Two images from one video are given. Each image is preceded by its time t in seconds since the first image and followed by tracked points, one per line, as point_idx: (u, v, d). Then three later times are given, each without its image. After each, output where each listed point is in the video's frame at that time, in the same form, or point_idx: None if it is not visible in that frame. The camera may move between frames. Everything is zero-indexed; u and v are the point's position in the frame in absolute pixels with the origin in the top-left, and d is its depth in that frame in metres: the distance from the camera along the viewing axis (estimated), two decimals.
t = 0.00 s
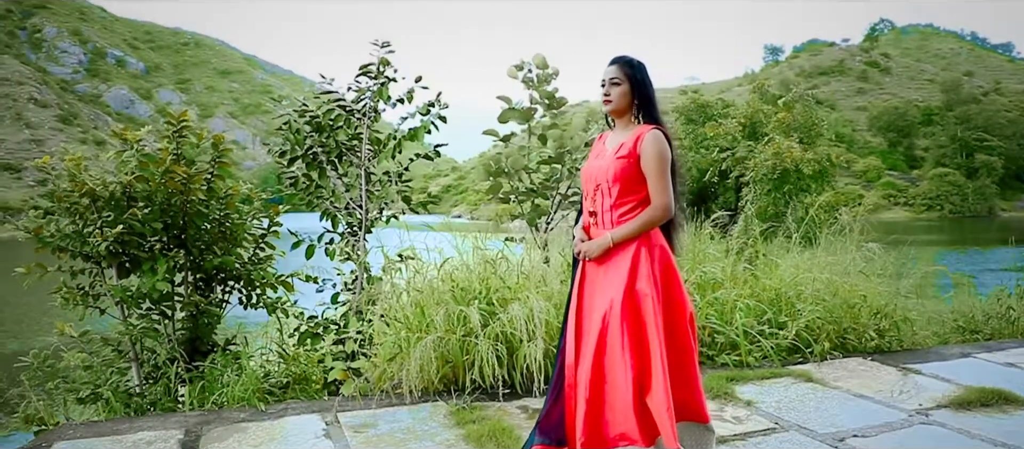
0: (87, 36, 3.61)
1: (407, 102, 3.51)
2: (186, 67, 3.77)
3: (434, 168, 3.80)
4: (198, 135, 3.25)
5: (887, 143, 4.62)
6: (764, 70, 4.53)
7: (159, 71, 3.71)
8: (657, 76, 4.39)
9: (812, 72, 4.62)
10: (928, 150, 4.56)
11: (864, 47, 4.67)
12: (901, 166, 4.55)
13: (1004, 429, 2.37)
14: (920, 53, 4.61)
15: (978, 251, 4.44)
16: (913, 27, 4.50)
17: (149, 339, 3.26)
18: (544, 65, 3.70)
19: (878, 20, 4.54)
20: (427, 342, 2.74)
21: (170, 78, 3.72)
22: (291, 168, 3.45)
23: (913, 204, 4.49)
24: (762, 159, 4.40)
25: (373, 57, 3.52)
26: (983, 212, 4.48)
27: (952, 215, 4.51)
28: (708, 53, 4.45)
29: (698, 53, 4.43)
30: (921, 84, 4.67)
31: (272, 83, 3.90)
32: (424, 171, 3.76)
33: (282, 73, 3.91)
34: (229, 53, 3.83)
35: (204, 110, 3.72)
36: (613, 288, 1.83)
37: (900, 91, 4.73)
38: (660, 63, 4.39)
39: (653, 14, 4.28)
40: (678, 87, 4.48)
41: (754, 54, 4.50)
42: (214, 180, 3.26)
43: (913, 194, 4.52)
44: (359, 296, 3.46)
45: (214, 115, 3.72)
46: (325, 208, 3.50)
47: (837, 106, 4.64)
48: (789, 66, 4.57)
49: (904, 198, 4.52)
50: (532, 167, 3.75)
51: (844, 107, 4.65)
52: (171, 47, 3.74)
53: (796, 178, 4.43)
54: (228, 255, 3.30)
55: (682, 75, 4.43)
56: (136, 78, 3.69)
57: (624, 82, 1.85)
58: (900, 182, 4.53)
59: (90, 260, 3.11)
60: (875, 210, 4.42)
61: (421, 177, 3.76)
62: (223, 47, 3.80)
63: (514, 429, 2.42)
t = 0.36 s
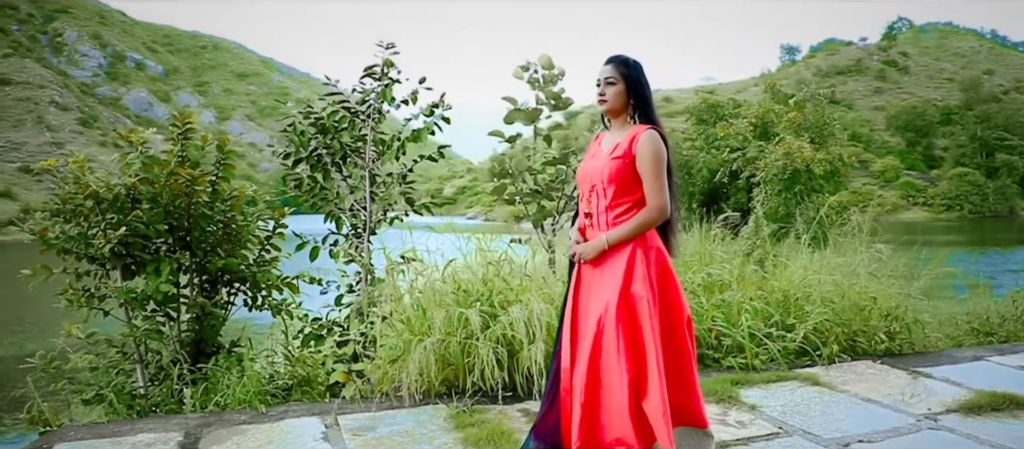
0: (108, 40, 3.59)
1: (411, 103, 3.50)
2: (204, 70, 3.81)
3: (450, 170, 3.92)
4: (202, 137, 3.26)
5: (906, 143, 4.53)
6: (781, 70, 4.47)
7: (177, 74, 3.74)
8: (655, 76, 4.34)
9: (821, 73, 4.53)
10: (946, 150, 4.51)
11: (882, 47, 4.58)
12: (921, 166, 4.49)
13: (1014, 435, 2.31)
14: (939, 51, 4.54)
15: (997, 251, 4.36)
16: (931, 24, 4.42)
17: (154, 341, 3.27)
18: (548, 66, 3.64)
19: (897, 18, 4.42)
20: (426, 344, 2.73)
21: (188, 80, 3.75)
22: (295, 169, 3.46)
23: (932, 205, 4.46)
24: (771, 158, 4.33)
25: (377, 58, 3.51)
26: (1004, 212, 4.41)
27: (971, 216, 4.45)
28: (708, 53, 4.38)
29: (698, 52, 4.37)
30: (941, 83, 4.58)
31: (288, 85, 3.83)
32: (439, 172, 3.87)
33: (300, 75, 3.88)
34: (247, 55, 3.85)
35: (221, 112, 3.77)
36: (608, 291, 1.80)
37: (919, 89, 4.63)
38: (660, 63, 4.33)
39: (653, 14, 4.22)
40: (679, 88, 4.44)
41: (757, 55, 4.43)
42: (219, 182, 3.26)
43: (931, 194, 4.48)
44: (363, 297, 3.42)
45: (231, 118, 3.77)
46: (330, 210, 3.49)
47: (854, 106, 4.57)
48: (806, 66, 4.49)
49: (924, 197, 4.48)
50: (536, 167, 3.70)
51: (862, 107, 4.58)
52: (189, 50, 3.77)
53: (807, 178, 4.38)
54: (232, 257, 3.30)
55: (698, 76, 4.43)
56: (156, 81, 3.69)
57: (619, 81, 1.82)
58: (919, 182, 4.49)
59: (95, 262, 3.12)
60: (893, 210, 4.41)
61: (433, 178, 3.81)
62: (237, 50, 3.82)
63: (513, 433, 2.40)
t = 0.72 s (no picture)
0: (129, 44, 3.59)
1: (417, 104, 3.49)
2: (223, 73, 3.80)
3: (468, 170, 4.02)
4: (208, 139, 3.26)
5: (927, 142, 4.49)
6: (799, 69, 4.41)
7: (197, 77, 3.74)
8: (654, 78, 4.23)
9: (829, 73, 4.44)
10: (967, 149, 4.45)
11: (903, 45, 4.50)
12: (941, 165, 4.44)
13: None
14: (959, 49, 4.48)
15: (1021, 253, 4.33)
16: (952, 23, 4.38)
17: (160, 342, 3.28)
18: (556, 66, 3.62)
19: (917, 17, 4.36)
20: (426, 347, 2.72)
21: (208, 84, 3.76)
22: (301, 171, 3.46)
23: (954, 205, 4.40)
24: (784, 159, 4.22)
25: (383, 59, 3.51)
26: None
27: (994, 216, 4.41)
28: (707, 53, 4.31)
29: (697, 52, 4.29)
30: (962, 82, 4.55)
31: (307, 88, 3.84)
32: (456, 174, 3.96)
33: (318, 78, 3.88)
34: (265, 59, 3.84)
35: (240, 115, 3.77)
36: (604, 293, 1.78)
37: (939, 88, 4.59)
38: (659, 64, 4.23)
39: (654, 14, 4.15)
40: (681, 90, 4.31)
41: (757, 56, 4.35)
42: (225, 183, 3.27)
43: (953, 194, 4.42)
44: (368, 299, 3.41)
45: (251, 120, 3.77)
46: (335, 212, 3.49)
47: (873, 105, 4.48)
48: (824, 66, 4.43)
49: (944, 198, 4.43)
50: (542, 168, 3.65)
51: (881, 107, 4.50)
52: (209, 53, 3.77)
53: (818, 178, 4.28)
54: (238, 258, 3.30)
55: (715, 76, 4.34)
56: (176, 84, 3.69)
57: (615, 80, 1.81)
58: (939, 182, 4.43)
59: (101, 264, 3.13)
60: (914, 211, 4.39)
61: (451, 179, 3.93)
62: (256, 52, 3.82)
63: (513, 437, 2.37)
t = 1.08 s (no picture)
0: (152, 46, 3.62)
1: (424, 104, 3.49)
2: (244, 75, 3.80)
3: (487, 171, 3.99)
4: (217, 140, 3.27)
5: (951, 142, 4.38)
6: (819, 70, 4.30)
7: (219, 79, 3.75)
8: (653, 76, 4.20)
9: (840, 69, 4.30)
10: (993, 149, 4.29)
11: (925, 44, 4.36)
12: (965, 165, 4.31)
13: None
14: (984, 48, 4.32)
15: None
16: (976, 21, 4.22)
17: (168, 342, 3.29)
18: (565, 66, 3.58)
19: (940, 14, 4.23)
20: (428, 348, 2.71)
21: (230, 85, 3.77)
22: (309, 172, 3.46)
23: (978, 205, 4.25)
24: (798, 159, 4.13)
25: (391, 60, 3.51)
26: None
27: (1019, 217, 4.28)
28: (708, 52, 4.24)
29: (697, 51, 4.22)
30: (986, 81, 4.38)
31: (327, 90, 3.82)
32: (475, 175, 3.99)
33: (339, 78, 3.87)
34: (286, 61, 3.82)
35: (261, 116, 3.80)
36: (600, 295, 1.75)
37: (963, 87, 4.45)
38: (660, 64, 4.20)
39: (653, 14, 4.13)
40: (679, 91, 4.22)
41: (757, 55, 4.24)
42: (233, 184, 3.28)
43: (977, 195, 4.31)
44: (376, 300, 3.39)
45: (271, 121, 3.80)
46: (342, 212, 3.48)
47: (896, 105, 4.37)
48: (845, 64, 4.30)
49: (969, 198, 4.32)
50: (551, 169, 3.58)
51: (904, 107, 4.38)
52: (232, 56, 3.78)
53: (834, 179, 4.18)
54: (245, 259, 3.31)
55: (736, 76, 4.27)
56: (198, 86, 3.71)
57: (612, 79, 1.79)
58: (964, 183, 4.33)
59: (109, 264, 3.15)
60: (937, 211, 4.33)
61: (470, 181, 3.97)
62: (277, 55, 3.81)
63: (514, 440, 2.35)
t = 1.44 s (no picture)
0: (180, 48, 3.60)
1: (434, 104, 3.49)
2: (269, 76, 3.75)
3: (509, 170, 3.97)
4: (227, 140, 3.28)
5: (979, 142, 4.21)
6: (845, 69, 4.18)
7: (244, 79, 3.71)
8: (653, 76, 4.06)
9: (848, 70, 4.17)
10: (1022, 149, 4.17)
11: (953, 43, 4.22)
12: (994, 166, 4.17)
13: None
14: (1015, 47, 4.24)
15: None
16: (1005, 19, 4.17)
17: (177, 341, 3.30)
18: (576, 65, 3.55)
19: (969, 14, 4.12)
20: (431, 350, 2.69)
21: (255, 86, 3.72)
22: (319, 172, 3.47)
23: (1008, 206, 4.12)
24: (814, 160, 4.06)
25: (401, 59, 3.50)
26: None
27: None
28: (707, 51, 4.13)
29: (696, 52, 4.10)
30: (1015, 80, 4.25)
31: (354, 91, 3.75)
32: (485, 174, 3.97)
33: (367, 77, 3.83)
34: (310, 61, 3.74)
35: (286, 117, 3.73)
36: (598, 297, 1.72)
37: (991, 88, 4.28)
38: (660, 65, 4.06)
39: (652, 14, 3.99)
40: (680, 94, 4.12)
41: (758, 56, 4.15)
42: (243, 184, 3.29)
43: (1005, 196, 4.16)
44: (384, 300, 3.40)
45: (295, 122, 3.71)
46: (351, 212, 3.49)
47: (922, 105, 4.20)
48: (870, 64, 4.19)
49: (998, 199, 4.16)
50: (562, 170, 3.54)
51: (931, 107, 4.20)
52: (254, 57, 3.73)
53: (851, 180, 4.12)
54: (254, 258, 3.33)
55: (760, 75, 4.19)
56: (224, 87, 3.69)
57: (610, 78, 1.76)
58: (992, 184, 4.17)
59: (119, 263, 3.17)
60: (964, 213, 4.14)
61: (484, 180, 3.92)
62: (300, 55, 3.74)
63: (516, 443, 2.32)
